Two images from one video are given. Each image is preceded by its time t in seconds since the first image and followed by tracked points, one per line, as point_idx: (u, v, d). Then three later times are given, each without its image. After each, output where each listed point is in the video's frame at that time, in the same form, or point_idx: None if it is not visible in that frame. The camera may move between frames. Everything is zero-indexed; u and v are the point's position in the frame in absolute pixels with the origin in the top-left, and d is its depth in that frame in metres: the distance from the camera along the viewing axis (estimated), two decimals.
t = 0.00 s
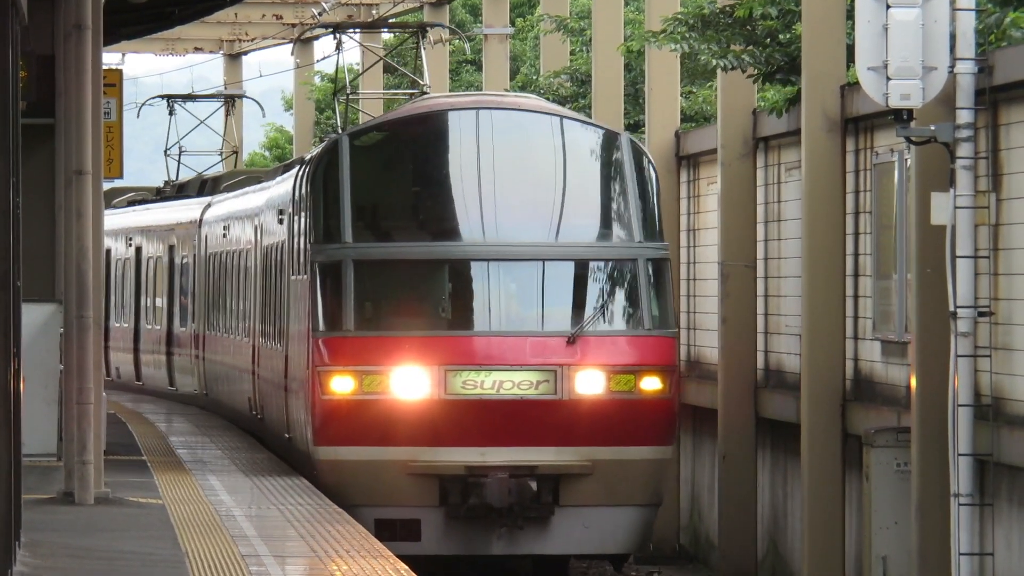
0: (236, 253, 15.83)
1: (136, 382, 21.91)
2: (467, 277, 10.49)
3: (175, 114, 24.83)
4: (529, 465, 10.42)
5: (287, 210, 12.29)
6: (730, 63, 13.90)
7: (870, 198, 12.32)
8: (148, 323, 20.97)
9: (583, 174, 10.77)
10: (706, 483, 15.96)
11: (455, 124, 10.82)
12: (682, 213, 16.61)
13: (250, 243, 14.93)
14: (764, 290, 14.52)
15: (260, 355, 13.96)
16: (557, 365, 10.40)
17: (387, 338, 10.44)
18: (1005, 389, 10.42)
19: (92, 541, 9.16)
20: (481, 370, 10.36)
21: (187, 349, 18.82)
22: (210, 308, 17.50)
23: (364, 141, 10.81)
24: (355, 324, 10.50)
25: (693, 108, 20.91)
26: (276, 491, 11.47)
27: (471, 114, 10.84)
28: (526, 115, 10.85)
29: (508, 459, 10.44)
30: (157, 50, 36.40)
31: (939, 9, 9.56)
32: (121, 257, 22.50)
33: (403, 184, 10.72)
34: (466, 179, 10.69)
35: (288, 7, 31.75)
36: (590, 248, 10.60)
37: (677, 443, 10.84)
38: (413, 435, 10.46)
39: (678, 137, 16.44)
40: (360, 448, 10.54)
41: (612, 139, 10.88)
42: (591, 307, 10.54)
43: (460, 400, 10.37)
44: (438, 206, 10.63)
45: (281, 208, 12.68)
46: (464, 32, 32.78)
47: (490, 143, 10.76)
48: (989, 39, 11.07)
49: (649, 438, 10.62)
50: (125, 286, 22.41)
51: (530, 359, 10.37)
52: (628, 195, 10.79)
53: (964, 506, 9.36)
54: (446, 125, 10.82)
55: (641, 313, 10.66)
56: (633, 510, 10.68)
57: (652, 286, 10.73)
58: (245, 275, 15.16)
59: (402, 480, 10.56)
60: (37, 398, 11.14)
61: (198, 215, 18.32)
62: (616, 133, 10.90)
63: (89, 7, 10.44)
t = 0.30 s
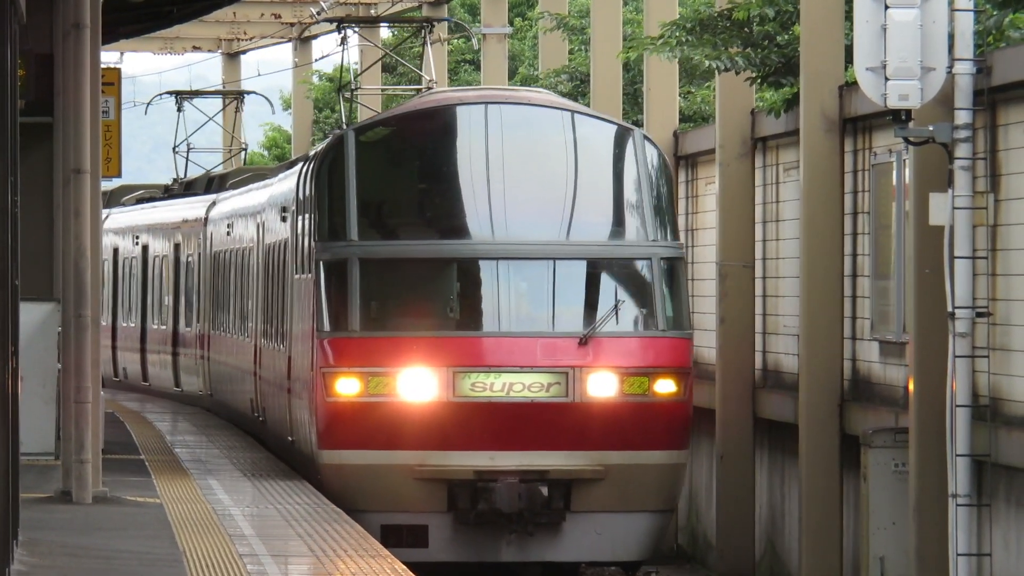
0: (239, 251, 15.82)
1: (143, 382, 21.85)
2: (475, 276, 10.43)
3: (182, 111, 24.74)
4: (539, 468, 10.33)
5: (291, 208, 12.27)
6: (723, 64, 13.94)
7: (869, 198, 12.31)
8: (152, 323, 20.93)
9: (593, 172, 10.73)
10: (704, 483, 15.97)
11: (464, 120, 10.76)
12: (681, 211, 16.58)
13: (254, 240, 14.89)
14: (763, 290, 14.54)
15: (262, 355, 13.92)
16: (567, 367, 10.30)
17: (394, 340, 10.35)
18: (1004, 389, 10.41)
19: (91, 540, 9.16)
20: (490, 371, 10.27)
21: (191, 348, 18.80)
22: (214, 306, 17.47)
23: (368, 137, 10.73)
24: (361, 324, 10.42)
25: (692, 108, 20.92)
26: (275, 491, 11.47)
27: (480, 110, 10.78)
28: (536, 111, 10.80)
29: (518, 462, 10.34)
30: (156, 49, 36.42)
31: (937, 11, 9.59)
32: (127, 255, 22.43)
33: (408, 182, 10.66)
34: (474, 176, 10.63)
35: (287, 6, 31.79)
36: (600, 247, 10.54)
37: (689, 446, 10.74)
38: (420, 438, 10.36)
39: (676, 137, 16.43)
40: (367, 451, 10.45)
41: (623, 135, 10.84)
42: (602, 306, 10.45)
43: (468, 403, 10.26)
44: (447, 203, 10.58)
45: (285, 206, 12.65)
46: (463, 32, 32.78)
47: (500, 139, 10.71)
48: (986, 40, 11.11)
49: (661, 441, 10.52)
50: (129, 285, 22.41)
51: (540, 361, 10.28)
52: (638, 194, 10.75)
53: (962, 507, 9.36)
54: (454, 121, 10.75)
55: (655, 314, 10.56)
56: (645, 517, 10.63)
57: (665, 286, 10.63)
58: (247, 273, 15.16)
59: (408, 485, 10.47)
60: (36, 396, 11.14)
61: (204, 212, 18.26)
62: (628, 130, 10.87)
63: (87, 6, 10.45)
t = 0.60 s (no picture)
0: (243, 249, 15.82)
1: (152, 383, 21.82)
2: (486, 277, 10.24)
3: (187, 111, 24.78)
4: (552, 472, 10.16)
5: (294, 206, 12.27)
6: (715, 71, 13.96)
7: (869, 197, 12.32)
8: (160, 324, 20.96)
9: (607, 168, 10.57)
10: (704, 483, 15.99)
11: (475, 115, 10.60)
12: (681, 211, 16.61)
13: (257, 237, 14.86)
14: (762, 290, 14.57)
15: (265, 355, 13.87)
16: (581, 369, 10.13)
17: (403, 341, 10.14)
18: (1004, 389, 10.41)
19: (90, 539, 9.16)
20: (501, 373, 10.10)
21: (198, 347, 18.80)
22: (219, 305, 17.48)
23: (377, 132, 10.55)
24: (370, 325, 10.20)
25: (692, 107, 20.94)
26: (277, 490, 11.48)
27: (491, 105, 10.63)
28: (549, 107, 10.64)
29: (530, 467, 10.17)
30: (156, 49, 36.47)
31: (937, 10, 9.58)
32: (135, 253, 22.45)
33: (417, 179, 10.46)
34: (486, 172, 10.46)
35: (287, 6, 31.82)
36: (615, 245, 10.36)
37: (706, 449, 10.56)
38: (429, 441, 10.16)
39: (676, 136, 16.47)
40: (376, 455, 10.24)
41: (637, 130, 10.67)
42: (617, 306, 10.27)
43: (479, 405, 10.08)
44: (456, 202, 10.39)
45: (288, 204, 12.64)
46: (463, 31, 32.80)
47: (511, 134, 10.55)
48: (984, 40, 11.12)
49: (678, 445, 10.34)
50: (137, 284, 22.46)
51: (552, 363, 10.11)
52: (653, 190, 10.60)
53: (961, 507, 9.36)
54: (465, 116, 10.60)
55: (671, 313, 10.36)
56: (660, 523, 10.46)
57: (681, 284, 10.44)
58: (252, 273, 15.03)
59: (420, 490, 10.25)
60: (35, 396, 11.13)
61: (211, 211, 18.19)
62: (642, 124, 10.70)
63: (87, 6, 10.45)
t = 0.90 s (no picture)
0: (247, 246, 15.80)
1: (160, 383, 21.80)
2: (498, 275, 9.85)
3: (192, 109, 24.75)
4: (566, 477, 9.82)
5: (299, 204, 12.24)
6: (714, 76, 13.97)
7: (869, 196, 12.31)
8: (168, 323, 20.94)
9: (623, 166, 10.19)
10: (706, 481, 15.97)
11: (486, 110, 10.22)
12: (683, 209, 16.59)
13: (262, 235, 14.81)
14: (762, 289, 14.55)
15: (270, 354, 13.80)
16: (595, 371, 9.78)
17: (412, 342, 9.77)
18: (1004, 387, 10.39)
19: (91, 538, 9.15)
20: (512, 375, 9.74)
21: (205, 346, 18.77)
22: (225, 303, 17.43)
23: (387, 126, 10.18)
24: (378, 325, 9.82)
25: (691, 105, 20.92)
26: (278, 489, 11.46)
27: (503, 99, 10.24)
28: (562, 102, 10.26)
29: (543, 471, 9.82)
30: (156, 47, 36.47)
31: (937, 8, 9.55)
32: (145, 250, 22.40)
33: (425, 175, 10.09)
34: (497, 168, 10.08)
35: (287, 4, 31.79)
36: (630, 244, 9.99)
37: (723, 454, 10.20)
38: (439, 445, 9.79)
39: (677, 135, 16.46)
40: (386, 459, 9.86)
41: (654, 127, 10.30)
42: (632, 306, 9.91)
43: (490, 407, 9.73)
44: (467, 198, 10.00)
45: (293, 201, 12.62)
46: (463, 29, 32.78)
47: (524, 129, 10.18)
48: (986, 38, 11.09)
49: (695, 448, 10.00)
50: (145, 282, 22.45)
51: (566, 364, 9.75)
52: (671, 188, 10.19)
53: (961, 505, 9.35)
54: (476, 111, 10.21)
55: (687, 314, 10.03)
56: (677, 529, 10.11)
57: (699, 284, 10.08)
58: (258, 270, 14.97)
59: (428, 494, 9.88)
60: (35, 395, 11.13)
61: (218, 207, 18.14)
62: (658, 121, 10.32)
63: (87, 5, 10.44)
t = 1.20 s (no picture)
0: (252, 245, 15.80)
1: (170, 384, 21.76)
2: (510, 272, 9.21)
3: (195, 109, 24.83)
4: (582, 483, 9.16)
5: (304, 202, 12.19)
6: (716, 76, 13.95)
7: (870, 196, 12.31)
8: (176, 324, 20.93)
9: (639, 160, 9.53)
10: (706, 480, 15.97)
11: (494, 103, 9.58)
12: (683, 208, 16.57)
13: (268, 233, 14.77)
14: (763, 289, 14.52)
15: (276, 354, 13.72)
16: (612, 374, 9.11)
17: (422, 344, 9.11)
18: (1004, 388, 10.40)
19: (91, 539, 9.14)
20: (527, 379, 9.08)
21: (212, 346, 18.80)
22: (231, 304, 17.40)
23: (394, 121, 9.52)
24: (387, 327, 9.16)
25: (691, 106, 20.98)
26: (278, 490, 11.48)
27: (512, 91, 9.60)
28: (574, 95, 9.61)
29: (559, 477, 9.16)
30: (155, 48, 36.61)
31: (937, 9, 9.55)
32: (155, 249, 22.38)
33: (434, 171, 9.45)
34: (507, 162, 9.45)
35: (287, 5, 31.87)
36: (647, 242, 9.33)
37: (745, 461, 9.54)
38: (449, 451, 9.15)
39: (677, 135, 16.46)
40: (394, 465, 9.24)
41: (671, 120, 9.64)
42: (649, 306, 9.24)
43: (504, 413, 9.06)
44: (476, 194, 9.36)
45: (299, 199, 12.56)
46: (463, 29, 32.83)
47: (535, 123, 9.54)
48: (988, 37, 11.07)
49: (715, 455, 9.32)
50: (153, 282, 22.47)
51: (582, 367, 9.07)
52: (690, 186, 9.54)
53: (962, 506, 9.35)
54: (485, 104, 9.58)
55: (707, 315, 9.34)
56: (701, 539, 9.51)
57: (718, 285, 9.40)
58: (263, 269, 14.95)
59: (438, 501, 9.23)
60: (35, 396, 11.13)
61: (226, 206, 18.16)
62: (675, 115, 9.66)
63: (87, 5, 10.46)
